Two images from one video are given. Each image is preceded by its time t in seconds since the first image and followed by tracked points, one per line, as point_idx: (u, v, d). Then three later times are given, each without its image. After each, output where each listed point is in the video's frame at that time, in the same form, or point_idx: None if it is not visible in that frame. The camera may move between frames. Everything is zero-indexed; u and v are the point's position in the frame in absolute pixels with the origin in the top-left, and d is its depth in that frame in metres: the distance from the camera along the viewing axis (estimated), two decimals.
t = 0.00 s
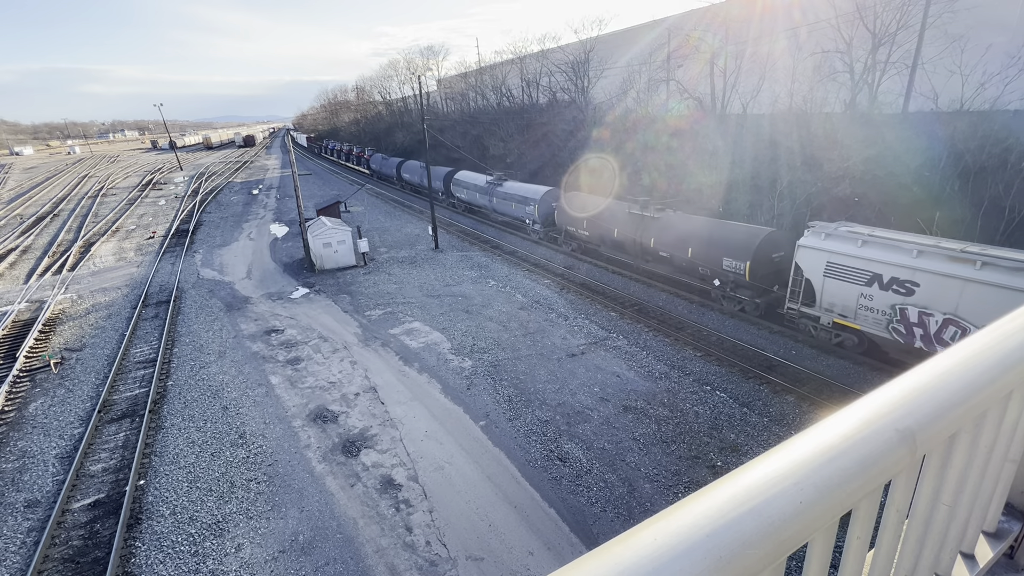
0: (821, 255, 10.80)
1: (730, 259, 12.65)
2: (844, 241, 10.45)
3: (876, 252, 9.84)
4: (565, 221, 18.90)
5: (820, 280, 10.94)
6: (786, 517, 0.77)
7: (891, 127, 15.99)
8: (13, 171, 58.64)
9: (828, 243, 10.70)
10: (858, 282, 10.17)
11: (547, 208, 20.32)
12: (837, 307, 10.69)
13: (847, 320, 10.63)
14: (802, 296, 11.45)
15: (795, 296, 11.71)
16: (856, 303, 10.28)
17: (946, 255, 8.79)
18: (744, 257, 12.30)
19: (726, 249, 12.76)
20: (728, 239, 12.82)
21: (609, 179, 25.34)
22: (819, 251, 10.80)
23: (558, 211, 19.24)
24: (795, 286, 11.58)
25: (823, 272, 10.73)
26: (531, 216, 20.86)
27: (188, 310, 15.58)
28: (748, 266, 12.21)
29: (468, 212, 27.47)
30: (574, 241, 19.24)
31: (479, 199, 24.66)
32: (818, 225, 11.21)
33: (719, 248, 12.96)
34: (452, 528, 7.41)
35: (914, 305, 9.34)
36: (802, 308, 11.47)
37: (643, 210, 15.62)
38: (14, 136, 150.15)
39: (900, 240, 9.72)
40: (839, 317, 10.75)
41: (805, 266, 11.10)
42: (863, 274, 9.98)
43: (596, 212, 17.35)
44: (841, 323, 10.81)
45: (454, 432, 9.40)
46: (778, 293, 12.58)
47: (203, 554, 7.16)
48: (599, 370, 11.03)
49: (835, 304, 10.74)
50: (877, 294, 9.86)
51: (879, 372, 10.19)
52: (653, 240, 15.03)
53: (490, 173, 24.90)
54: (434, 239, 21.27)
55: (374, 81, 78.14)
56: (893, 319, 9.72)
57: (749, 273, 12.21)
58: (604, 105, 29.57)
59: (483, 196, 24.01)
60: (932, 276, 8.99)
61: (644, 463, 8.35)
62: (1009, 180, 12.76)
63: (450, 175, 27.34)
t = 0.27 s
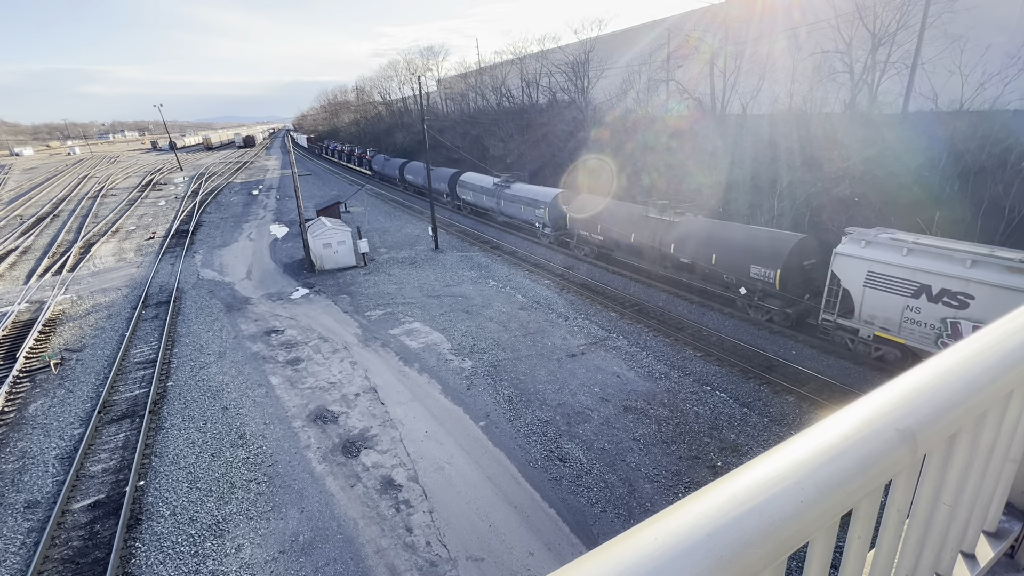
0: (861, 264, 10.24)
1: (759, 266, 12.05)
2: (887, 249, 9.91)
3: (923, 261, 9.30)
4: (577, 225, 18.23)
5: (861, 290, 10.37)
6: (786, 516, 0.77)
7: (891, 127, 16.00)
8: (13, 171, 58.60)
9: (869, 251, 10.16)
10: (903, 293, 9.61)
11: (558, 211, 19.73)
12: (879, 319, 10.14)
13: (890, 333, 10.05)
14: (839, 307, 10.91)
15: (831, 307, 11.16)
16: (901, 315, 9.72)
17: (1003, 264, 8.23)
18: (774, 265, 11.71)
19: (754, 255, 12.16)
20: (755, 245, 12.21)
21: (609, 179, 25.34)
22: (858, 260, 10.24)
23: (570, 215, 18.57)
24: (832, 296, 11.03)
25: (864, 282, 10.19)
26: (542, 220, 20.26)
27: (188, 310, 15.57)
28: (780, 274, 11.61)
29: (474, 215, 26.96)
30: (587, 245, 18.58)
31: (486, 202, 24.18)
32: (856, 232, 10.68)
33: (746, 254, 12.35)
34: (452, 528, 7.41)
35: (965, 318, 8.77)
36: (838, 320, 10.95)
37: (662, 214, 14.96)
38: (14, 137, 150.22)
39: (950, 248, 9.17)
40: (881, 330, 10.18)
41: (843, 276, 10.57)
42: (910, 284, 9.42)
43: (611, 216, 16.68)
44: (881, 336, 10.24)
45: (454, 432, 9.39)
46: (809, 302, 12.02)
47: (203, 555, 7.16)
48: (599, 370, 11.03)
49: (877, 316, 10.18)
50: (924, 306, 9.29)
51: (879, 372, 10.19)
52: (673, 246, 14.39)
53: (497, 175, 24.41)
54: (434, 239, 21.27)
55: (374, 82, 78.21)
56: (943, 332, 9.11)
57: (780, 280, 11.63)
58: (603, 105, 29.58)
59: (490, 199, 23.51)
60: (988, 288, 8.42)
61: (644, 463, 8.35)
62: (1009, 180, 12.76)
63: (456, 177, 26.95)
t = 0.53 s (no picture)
0: (906, 274, 9.60)
1: (789, 274, 11.37)
2: (935, 258, 9.29)
3: (979, 272, 8.66)
4: (590, 229, 17.54)
5: (907, 302, 9.70)
6: (786, 517, 0.76)
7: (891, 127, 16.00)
8: (13, 172, 58.61)
9: (915, 260, 9.53)
10: (955, 306, 8.96)
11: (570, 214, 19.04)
12: (926, 333, 9.47)
13: (938, 349, 9.37)
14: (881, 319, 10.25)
15: (872, 319, 10.48)
16: (950, 330, 9.06)
17: None
18: (807, 273, 11.02)
19: (784, 263, 11.48)
20: (786, 252, 11.54)
21: (609, 179, 25.34)
22: (904, 270, 9.61)
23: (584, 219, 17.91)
24: (873, 308, 10.36)
25: (909, 294, 9.55)
26: (553, 223, 19.58)
27: (188, 311, 15.55)
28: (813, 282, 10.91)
29: (479, 217, 26.42)
30: (600, 250, 17.85)
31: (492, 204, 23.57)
32: (900, 240, 10.05)
33: (775, 262, 11.67)
34: (452, 528, 7.40)
35: None
36: (879, 334, 10.26)
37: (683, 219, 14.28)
38: (14, 138, 150.24)
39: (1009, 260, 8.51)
40: (927, 346, 9.50)
41: (886, 286, 9.94)
42: (963, 297, 8.77)
43: (628, 220, 15.98)
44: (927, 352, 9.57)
45: (454, 433, 9.38)
46: (843, 314, 11.26)
47: (203, 556, 7.15)
48: (599, 370, 11.03)
49: (925, 330, 9.49)
50: (978, 320, 8.63)
51: (879, 372, 10.19)
52: (695, 252, 13.71)
53: (505, 177, 23.77)
54: (434, 240, 21.26)
55: (374, 82, 78.26)
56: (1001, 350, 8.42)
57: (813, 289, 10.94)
58: (603, 106, 29.60)
59: (497, 202, 22.92)
60: None
61: (644, 464, 8.35)
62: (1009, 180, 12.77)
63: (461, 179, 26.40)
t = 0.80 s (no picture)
0: (959, 285, 9.00)
1: (825, 283, 10.71)
2: (992, 269, 8.67)
3: None
4: (606, 233, 16.85)
5: (959, 315, 9.10)
6: (784, 515, 0.77)
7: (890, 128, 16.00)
8: (13, 172, 58.58)
9: (969, 271, 8.92)
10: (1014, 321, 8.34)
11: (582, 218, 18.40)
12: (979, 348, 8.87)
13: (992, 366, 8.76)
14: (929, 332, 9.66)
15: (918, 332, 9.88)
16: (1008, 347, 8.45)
17: None
18: (845, 282, 10.36)
19: (819, 271, 10.83)
20: (821, 259, 10.87)
21: (609, 180, 25.33)
22: (957, 281, 9.00)
23: (598, 223, 17.22)
24: (920, 320, 9.78)
25: (963, 307, 8.94)
26: (564, 227, 18.96)
27: (188, 312, 15.55)
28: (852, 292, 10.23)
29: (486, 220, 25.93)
30: (616, 255, 17.16)
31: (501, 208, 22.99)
32: (951, 248, 9.43)
33: (808, 270, 11.01)
34: (452, 529, 7.41)
35: None
36: (926, 347, 9.66)
37: (707, 224, 13.61)
38: (14, 139, 150.17)
39: None
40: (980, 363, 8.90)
41: (935, 298, 9.34)
42: None
43: (646, 224, 15.30)
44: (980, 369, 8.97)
45: (454, 434, 9.37)
46: (881, 326, 10.60)
47: (203, 557, 7.15)
48: (599, 371, 11.04)
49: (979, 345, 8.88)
50: None
51: (878, 372, 10.20)
52: (719, 258, 13.05)
53: (513, 180, 23.18)
54: (434, 241, 21.25)
55: (374, 83, 78.31)
56: None
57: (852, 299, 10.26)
58: (603, 106, 29.63)
59: (506, 206, 22.33)
60: None
61: (644, 464, 8.36)
62: (1008, 181, 12.78)
63: (467, 181, 25.88)
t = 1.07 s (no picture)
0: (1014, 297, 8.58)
1: (863, 293, 10.01)
2: None
3: None
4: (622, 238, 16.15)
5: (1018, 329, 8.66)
6: (783, 513, 0.77)
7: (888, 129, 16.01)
8: (13, 173, 58.62)
9: None
10: None
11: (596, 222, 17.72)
12: None
13: None
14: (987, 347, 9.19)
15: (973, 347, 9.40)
16: None
17: None
18: (886, 292, 9.66)
19: (857, 281, 10.13)
20: (859, 268, 10.17)
21: (609, 180, 25.33)
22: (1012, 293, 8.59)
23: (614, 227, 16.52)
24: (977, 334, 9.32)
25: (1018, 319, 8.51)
26: (577, 231, 18.30)
27: (188, 313, 15.55)
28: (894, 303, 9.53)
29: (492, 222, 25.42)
30: (632, 262, 16.44)
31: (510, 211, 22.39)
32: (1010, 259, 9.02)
33: (846, 279, 10.32)
34: (452, 530, 7.41)
35: None
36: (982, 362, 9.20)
37: (732, 229, 12.93)
38: (14, 139, 150.10)
39: None
40: None
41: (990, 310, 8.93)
42: None
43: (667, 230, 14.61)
44: None
45: (455, 434, 9.37)
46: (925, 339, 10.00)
47: (203, 557, 7.15)
48: (599, 371, 11.04)
49: None
50: None
51: (878, 373, 10.20)
52: (746, 266, 12.37)
53: (522, 182, 22.54)
54: (434, 241, 21.25)
55: (374, 84, 78.39)
56: None
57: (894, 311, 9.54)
58: (603, 107, 29.65)
59: (517, 208, 21.73)
60: None
61: (644, 464, 8.36)
62: (1007, 181, 12.78)
63: (473, 182, 25.36)
